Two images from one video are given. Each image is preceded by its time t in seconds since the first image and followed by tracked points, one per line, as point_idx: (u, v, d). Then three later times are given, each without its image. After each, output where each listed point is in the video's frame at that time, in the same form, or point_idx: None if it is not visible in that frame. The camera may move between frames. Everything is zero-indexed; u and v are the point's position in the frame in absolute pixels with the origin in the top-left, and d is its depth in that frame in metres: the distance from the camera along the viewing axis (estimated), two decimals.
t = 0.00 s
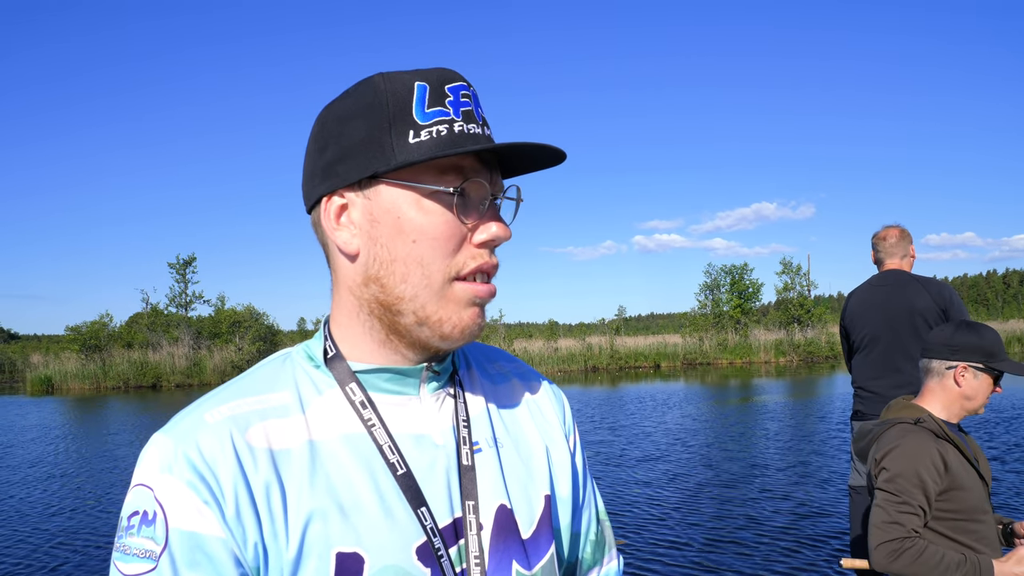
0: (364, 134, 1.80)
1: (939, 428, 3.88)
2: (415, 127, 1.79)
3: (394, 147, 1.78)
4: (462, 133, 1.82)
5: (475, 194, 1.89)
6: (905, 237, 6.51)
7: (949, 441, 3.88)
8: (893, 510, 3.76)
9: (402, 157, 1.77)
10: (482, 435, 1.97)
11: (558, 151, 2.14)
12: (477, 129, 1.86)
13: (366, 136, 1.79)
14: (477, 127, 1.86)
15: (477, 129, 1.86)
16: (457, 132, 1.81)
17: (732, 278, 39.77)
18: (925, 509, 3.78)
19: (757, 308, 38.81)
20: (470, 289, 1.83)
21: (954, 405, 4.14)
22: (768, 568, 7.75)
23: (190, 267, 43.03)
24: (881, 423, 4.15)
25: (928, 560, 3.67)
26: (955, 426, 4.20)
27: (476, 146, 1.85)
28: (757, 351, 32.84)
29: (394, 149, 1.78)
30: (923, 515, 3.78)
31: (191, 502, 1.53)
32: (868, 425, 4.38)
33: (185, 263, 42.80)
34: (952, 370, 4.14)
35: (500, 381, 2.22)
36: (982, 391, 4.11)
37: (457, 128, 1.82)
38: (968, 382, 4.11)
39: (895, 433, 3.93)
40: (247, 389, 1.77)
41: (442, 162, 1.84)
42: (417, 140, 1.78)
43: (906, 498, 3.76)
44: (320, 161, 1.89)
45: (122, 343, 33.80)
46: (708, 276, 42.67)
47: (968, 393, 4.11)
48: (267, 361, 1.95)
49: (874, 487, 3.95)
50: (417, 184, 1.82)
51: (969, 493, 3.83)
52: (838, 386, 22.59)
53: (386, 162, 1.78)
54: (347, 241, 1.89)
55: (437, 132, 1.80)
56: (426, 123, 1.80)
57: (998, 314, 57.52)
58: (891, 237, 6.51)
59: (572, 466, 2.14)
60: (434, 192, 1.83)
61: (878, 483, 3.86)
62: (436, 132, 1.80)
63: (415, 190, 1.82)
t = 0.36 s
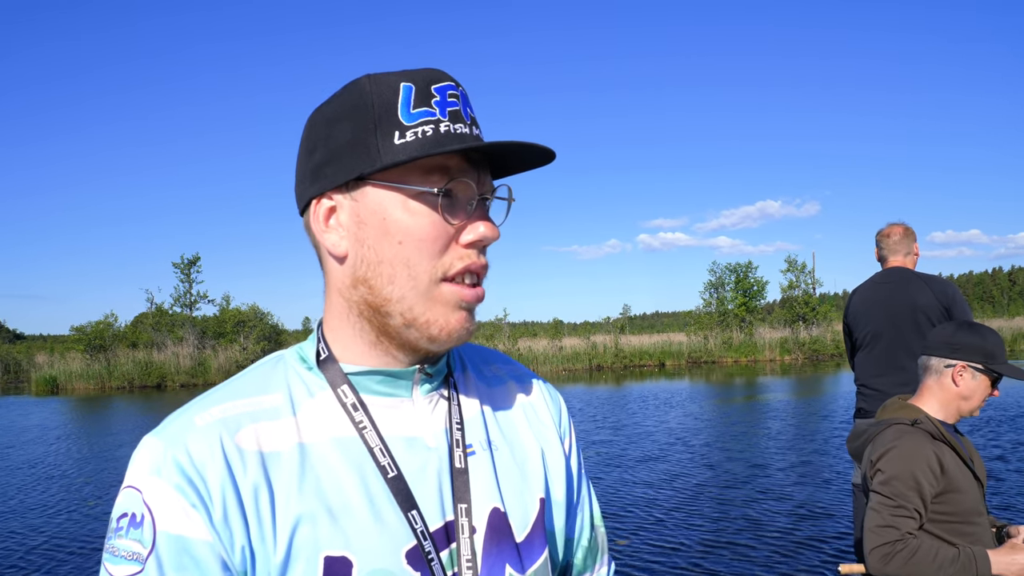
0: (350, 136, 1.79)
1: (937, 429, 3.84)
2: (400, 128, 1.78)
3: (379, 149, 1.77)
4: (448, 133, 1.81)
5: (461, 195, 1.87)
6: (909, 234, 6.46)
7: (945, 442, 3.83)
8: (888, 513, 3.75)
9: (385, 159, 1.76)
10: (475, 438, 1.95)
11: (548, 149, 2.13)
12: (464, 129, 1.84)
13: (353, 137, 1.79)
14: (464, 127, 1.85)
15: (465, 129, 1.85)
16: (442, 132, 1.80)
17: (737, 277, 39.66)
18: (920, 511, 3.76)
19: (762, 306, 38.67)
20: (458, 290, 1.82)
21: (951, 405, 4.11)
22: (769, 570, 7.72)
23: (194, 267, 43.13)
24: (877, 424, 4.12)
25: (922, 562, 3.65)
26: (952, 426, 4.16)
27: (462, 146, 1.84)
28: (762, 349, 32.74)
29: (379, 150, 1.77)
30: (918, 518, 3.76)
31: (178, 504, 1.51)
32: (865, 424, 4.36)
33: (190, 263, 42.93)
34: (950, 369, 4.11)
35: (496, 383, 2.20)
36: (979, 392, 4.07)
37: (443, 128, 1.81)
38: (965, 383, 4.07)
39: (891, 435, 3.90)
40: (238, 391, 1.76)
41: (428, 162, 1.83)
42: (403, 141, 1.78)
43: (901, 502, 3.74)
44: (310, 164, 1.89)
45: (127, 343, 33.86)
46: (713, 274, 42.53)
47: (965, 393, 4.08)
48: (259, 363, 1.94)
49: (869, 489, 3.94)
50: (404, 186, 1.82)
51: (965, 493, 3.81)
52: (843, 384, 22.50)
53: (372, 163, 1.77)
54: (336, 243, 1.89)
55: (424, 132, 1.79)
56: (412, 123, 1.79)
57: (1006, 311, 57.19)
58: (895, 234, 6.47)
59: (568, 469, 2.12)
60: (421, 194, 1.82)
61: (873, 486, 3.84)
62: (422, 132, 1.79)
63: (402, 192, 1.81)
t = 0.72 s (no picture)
0: (352, 144, 1.78)
1: (938, 428, 3.81)
2: (401, 136, 1.77)
3: (380, 158, 1.76)
4: (449, 142, 1.80)
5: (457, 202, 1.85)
6: (910, 233, 6.44)
7: (947, 440, 3.81)
8: (892, 511, 3.75)
9: (386, 169, 1.75)
10: (477, 446, 1.94)
11: (549, 158, 2.11)
12: (466, 138, 1.83)
13: (355, 145, 1.78)
14: (466, 136, 1.83)
15: (467, 137, 1.83)
16: (444, 141, 1.79)
17: (739, 276, 39.61)
18: (923, 506, 3.74)
19: (765, 305, 38.63)
20: (460, 300, 1.80)
21: (953, 404, 4.08)
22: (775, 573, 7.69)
23: (197, 270, 43.23)
24: (880, 424, 4.11)
25: (926, 555, 3.63)
26: (954, 425, 4.13)
27: (463, 154, 1.82)
28: (765, 349, 32.68)
29: (380, 158, 1.76)
30: (922, 515, 3.74)
31: (180, 513, 1.50)
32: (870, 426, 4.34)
33: (192, 267, 42.94)
34: (950, 368, 4.08)
35: (499, 391, 2.18)
36: (981, 390, 4.04)
37: (445, 137, 1.80)
38: (966, 381, 4.04)
39: (892, 434, 3.90)
40: (240, 399, 1.74)
41: (429, 172, 1.81)
42: (404, 150, 1.76)
43: (904, 500, 3.74)
44: (312, 172, 1.88)
45: (129, 347, 33.89)
46: (715, 274, 42.50)
47: (967, 391, 4.05)
48: (262, 370, 1.92)
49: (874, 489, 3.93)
50: (405, 194, 1.80)
51: (968, 485, 3.78)
52: (847, 383, 22.45)
53: (373, 172, 1.76)
54: (337, 252, 1.88)
55: (425, 141, 1.78)
56: (414, 132, 1.77)
57: (1009, 309, 57.10)
58: (897, 234, 6.44)
59: (571, 477, 2.10)
60: (422, 202, 1.80)
61: (876, 486, 3.83)
62: (423, 141, 1.77)
63: (403, 200, 1.80)
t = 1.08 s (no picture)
0: (354, 146, 1.77)
1: (951, 424, 3.86)
2: (403, 137, 1.75)
3: (383, 159, 1.75)
4: (451, 143, 1.79)
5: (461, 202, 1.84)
6: (902, 237, 6.46)
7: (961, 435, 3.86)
8: (910, 501, 3.77)
9: (390, 169, 1.74)
10: (479, 448, 1.93)
11: (552, 161, 2.11)
12: (469, 139, 1.82)
13: (357, 148, 1.77)
14: (469, 137, 1.83)
15: (470, 138, 1.83)
16: (446, 142, 1.78)
17: (733, 280, 39.73)
18: (940, 496, 3.76)
19: (759, 308, 38.78)
20: (464, 301, 1.79)
21: (970, 404, 4.08)
22: None
23: (190, 274, 43.13)
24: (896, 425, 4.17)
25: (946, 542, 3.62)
26: (972, 425, 4.14)
27: (466, 155, 1.81)
28: (759, 352, 32.75)
29: (383, 160, 1.75)
30: (940, 506, 3.76)
31: (182, 515, 1.48)
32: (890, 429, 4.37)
33: (185, 271, 42.84)
34: (967, 368, 4.09)
35: (500, 394, 2.17)
36: (998, 390, 4.04)
37: (447, 138, 1.79)
38: (983, 381, 4.04)
39: (908, 428, 3.97)
40: (242, 401, 1.73)
41: (431, 173, 1.80)
42: (406, 151, 1.75)
43: (921, 490, 3.77)
44: (313, 174, 1.87)
45: (122, 351, 33.71)
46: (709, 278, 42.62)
47: (984, 391, 4.05)
48: (263, 372, 1.91)
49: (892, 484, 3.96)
50: (408, 195, 1.79)
51: (984, 477, 3.81)
52: (841, 386, 22.55)
53: (375, 173, 1.75)
54: (339, 253, 1.87)
55: (427, 143, 1.76)
56: (416, 133, 1.76)
57: (1001, 312, 57.47)
58: (888, 238, 6.47)
59: (572, 480, 2.09)
60: (425, 203, 1.79)
61: (893, 479, 3.87)
62: (425, 142, 1.76)
63: (405, 201, 1.78)
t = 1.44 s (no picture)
0: (359, 137, 1.77)
1: (979, 425, 4.02)
2: (408, 128, 1.76)
3: (387, 149, 1.75)
4: (456, 134, 1.78)
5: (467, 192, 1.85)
6: (899, 242, 6.48)
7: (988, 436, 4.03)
8: (943, 502, 3.91)
9: (396, 159, 1.74)
10: (480, 440, 1.93)
11: (555, 154, 2.11)
12: (474, 130, 1.82)
13: (362, 138, 1.77)
14: (474, 128, 1.83)
15: (475, 130, 1.83)
16: (451, 133, 1.78)
17: (733, 284, 39.73)
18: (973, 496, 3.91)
19: (759, 313, 38.80)
20: (466, 291, 1.80)
21: (999, 406, 4.19)
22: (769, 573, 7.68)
23: (190, 276, 43.17)
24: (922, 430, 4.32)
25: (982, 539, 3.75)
26: (1000, 428, 4.25)
27: (471, 146, 1.81)
28: (760, 355, 32.73)
29: (387, 150, 1.75)
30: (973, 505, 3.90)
31: (186, 501, 1.48)
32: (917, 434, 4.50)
33: (185, 273, 42.85)
34: (995, 372, 4.21)
35: (501, 388, 2.17)
36: None
37: (452, 130, 1.79)
38: (1011, 384, 4.16)
39: (935, 430, 4.13)
40: (245, 390, 1.73)
41: (435, 163, 1.80)
42: (411, 142, 1.75)
43: (953, 491, 3.92)
44: (318, 165, 1.87)
45: (122, 353, 33.70)
46: (710, 281, 42.61)
47: (1011, 394, 4.16)
48: (265, 362, 1.91)
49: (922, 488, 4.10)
50: (413, 185, 1.79)
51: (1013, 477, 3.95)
52: (841, 390, 22.54)
53: (380, 163, 1.75)
54: (343, 243, 1.87)
55: (431, 134, 1.77)
56: (421, 124, 1.77)
57: (1002, 317, 57.45)
58: (886, 243, 6.47)
59: (571, 473, 2.09)
60: (429, 194, 1.79)
61: (924, 482, 4.01)
62: (430, 133, 1.77)
63: (409, 192, 1.79)
